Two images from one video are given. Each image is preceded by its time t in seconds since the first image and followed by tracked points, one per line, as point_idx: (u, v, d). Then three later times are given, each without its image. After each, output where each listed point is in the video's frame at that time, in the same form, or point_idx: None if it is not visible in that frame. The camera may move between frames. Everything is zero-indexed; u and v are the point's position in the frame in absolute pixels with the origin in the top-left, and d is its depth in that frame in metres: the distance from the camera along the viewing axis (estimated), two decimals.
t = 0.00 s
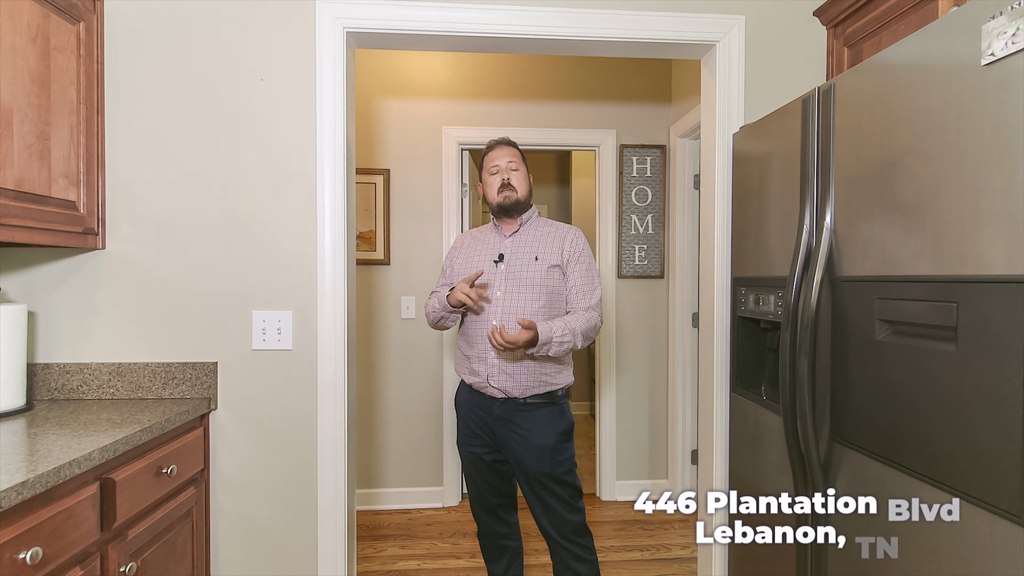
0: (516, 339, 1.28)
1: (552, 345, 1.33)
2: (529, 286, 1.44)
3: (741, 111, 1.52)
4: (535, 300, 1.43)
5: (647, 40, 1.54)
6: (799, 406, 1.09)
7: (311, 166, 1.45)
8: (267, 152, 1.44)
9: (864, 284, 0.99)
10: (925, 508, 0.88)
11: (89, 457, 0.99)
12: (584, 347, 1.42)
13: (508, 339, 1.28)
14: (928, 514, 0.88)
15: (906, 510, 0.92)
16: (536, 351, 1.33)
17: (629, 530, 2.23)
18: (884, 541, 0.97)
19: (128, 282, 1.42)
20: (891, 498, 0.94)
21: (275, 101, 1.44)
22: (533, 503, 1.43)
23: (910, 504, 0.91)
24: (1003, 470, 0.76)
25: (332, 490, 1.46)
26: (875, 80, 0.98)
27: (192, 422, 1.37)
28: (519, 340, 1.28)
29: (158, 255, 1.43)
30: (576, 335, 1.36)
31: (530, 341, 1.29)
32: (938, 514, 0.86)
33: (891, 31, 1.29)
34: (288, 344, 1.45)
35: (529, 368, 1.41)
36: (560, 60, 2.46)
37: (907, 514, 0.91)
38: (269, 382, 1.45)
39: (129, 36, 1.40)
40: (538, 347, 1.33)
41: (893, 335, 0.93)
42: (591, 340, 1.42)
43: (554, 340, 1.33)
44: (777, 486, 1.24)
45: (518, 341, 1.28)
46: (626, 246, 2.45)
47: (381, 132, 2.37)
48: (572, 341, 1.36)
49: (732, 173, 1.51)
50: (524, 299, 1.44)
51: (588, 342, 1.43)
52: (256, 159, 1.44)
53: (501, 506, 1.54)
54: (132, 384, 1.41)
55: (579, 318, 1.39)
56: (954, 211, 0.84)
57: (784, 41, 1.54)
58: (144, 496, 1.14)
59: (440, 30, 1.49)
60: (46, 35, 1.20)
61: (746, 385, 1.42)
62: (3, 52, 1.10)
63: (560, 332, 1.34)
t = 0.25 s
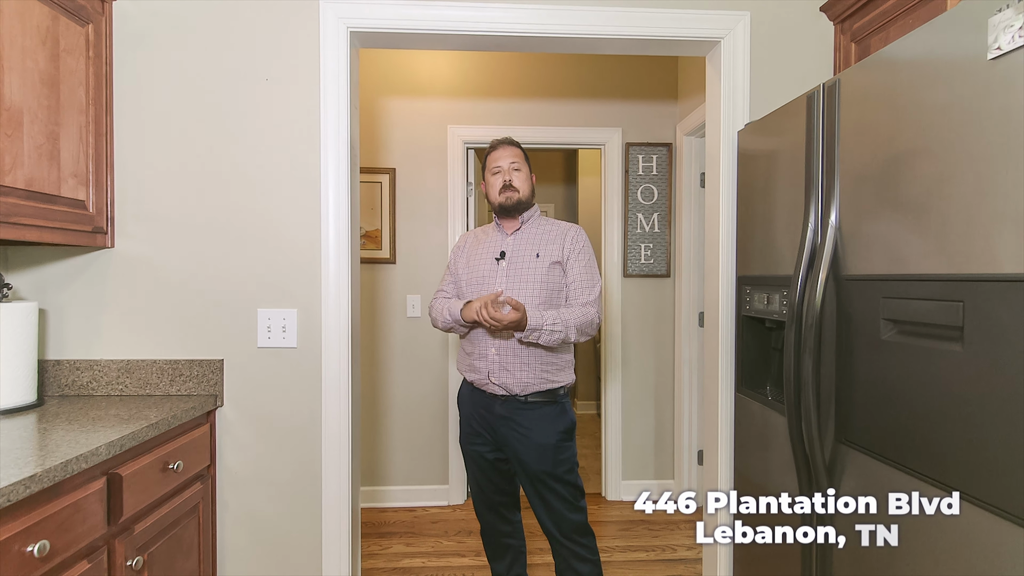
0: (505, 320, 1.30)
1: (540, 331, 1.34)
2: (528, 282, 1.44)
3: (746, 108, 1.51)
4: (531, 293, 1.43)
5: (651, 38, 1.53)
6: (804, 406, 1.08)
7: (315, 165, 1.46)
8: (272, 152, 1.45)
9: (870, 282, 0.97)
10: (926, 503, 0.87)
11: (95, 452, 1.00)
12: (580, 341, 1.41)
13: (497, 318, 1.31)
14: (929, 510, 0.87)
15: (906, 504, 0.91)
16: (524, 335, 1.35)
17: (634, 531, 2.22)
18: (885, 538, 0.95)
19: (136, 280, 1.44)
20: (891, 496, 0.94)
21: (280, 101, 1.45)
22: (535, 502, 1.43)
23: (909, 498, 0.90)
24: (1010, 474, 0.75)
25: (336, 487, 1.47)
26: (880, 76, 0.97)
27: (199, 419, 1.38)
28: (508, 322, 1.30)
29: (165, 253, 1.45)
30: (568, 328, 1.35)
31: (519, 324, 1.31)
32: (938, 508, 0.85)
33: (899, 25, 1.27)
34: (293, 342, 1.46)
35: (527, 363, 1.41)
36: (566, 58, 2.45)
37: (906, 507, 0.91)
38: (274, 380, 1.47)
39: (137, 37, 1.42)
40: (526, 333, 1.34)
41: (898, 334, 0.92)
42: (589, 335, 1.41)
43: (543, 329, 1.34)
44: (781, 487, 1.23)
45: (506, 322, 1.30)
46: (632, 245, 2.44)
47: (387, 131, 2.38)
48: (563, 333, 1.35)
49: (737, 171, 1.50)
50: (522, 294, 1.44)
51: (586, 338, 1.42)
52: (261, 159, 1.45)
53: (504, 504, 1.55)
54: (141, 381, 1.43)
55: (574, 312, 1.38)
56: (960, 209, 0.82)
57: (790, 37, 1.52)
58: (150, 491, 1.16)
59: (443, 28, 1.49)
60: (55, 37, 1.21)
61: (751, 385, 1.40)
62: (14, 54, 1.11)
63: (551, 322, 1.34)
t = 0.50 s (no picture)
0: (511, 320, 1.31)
1: (544, 331, 1.33)
2: (531, 281, 1.44)
3: (753, 104, 1.50)
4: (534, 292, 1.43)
5: (657, 34, 1.52)
6: (812, 405, 1.06)
7: (320, 163, 1.46)
8: (278, 150, 1.46)
9: (878, 279, 0.96)
10: (925, 501, 0.87)
11: (101, 447, 1.01)
12: (584, 340, 1.40)
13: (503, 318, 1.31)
14: (928, 509, 0.87)
15: (906, 503, 0.91)
16: (528, 335, 1.34)
17: (640, 531, 2.21)
18: (886, 536, 0.95)
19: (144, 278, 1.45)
20: (890, 495, 0.94)
21: (286, 99, 1.46)
22: (538, 500, 1.42)
23: (909, 496, 0.90)
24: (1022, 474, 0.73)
25: (341, 484, 1.48)
26: (889, 69, 0.95)
27: (206, 415, 1.39)
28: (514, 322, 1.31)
29: (172, 251, 1.46)
30: (571, 327, 1.34)
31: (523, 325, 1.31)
32: (937, 507, 0.85)
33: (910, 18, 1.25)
34: (298, 339, 1.47)
35: (531, 362, 1.40)
36: (572, 57, 2.44)
37: (906, 506, 0.91)
38: (279, 377, 1.47)
39: (146, 37, 1.43)
40: (530, 333, 1.33)
41: (907, 332, 0.90)
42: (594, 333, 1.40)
43: (547, 329, 1.33)
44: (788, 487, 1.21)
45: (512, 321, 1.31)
46: (639, 243, 2.43)
47: (393, 130, 2.38)
48: (566, 332, 1.34)
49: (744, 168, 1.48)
50: (525, 293, 1.44)
51: (591, 337, 1.41)
52: (267, 157, 1.46)
53: (508, 502, 1.54)
54: (149, 377, 1.44)
55: (578, 311, 1.37)
56: (971, 203, 0.80)
57: (798, 32, 1.50)
58: (155, 486, 1.17)
59: (448, 26, 1.49)
60: (66, 37, 1.23)
61: (758, 384, 1.39)
62: (24, 54, 1.13)
63: (554, 321, 1.33)
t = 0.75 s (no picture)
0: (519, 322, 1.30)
1: (549, 334, 1.32)
2: (535, 281, 1.43)
3: (760, 100, 1.48)
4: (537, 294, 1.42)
5: (662, 29, 1.50)
6: (819, 404, 1.04)
7: (325, 160, 1.46)
8: (283, 147, 1.47)
9: (887, 274, 0.94)
10: (925, 500, 0.87)
11: (106, 442, 1.02)
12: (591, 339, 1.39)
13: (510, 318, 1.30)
14: (928, 508, 0.87)
15: (906, 502, 0.91)
16: (534, 336, 1.34)
17: (646, 531, 2.19)
18: (887, 536, 0.95)
19: (151, 275, 1.46)
20: (891, 494, 0.94)
21: (291, 97, 1.46)
22: (542, 498, 1.41)
23: (910, 494, 0.90)
24: None
25: (344, 481, 1.48)
26: (898, 60, 0.93)
27: (211, 411, 1.40)
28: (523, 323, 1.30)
29: (178, 248, 1.47)
30: (577, 326, 1.34)
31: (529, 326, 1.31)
32: (937, 506, 0.85)
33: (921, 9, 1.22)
34: (302, 336, 1.47)
35: (535, 360, 1.39)
36: (578, 54, 2.43)
37: (906, 504, 0.90)
38: (284, 374, 1.48)
39: (153, 36, 1.44)
40: (535, 333, 1.32)
41: (917, 328, 0.88)
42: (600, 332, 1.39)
43: (552, 329, 1.32)
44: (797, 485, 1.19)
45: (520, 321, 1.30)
46: (645, 242, 2.42)
47: (399, 128, 2.38)
48: (572, 332, 1.34)
49: (751, 164, 1.47)
50: (530, 292, 1.43)
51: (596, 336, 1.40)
52: (272, 154, 1.47)
53: (511, 500, 1.54)
54: (155, 374, 1.45)
55: (583, 311, 1.36)
56: (982, 196, 0.78)
57: (806, 26, 1.48)
58: (161, 481, 1.17)
59: (452, 22, 1.49)
60: (73, 36, 1.24)
61: (765, 383, 1.37)
62: (32, 53, 1.14)
63: (559, 322, 1.32)
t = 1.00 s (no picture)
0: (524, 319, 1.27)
1: (553, 331, 1.31)
2: (537, 278, 1.42)
3: (766, 95, 1.46)
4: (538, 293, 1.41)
5: (666, 23, 1.49)
6: (825, 403, 1.02)
7: (327, 158, 1.46)
8: (285, 145, 1.47)
9: (894, 270, 0.92)
10: (925, 494, 0.86)
11: (108, 437, 1.02)
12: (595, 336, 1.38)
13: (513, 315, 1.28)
14: (929, 502, 0.86)
15: (906, 496, 0.90)
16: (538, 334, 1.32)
17: (651, 532, 2.17)
18: (887, 534, 0.95)
19: (154, 272, 1.47)
20: (891, 489, 0.93)
21: (293, 94, 1.46)
22: (545, 496, 1.40)
23: (911, 488, 0.89)
24: None
25: (346, 480, 1.48)
26: (905, 52, 0.91)
27: (214, 408, 1.40)
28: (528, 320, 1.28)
29: (181, 246, 1.47)
30: (581, 323, 1.32)
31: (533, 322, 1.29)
32: (938, 500, 0.84)
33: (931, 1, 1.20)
34: (304, 334, 1.47)
35: (538, 358, 1.38)
36: (583, 51, 2.42)
37: (906, 499, 0.89)
38: (286, 372, 1.48)
39: (156, 35, 1.45)
40: (539, 330, 1.31)
41: (924, 325, 0.86)
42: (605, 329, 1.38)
43: (556, 325, 1.31)
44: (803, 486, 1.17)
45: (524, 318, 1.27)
46: (650, 240, 2.40)
47: (403, 127, 2.38)
48: (576, 330, 1.32)
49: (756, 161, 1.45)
50: (533, 290, 1.42)
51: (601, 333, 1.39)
52: (274, 152, 1.47)
53: (514, 500, 1.53)
54: (159, 371, 1.46)
55: (586, 307, 1.35)
56: (992, 189, 0.76)
57: (813, 19, 1.46)
58: (163, 478, 1.18)
59: (454, 19, 1.48)
60: (77, 35, 1.25)
61: (771, 382, 1.35)
62: (36, 51, 1.15)
63: (562, 320, 1.31)
